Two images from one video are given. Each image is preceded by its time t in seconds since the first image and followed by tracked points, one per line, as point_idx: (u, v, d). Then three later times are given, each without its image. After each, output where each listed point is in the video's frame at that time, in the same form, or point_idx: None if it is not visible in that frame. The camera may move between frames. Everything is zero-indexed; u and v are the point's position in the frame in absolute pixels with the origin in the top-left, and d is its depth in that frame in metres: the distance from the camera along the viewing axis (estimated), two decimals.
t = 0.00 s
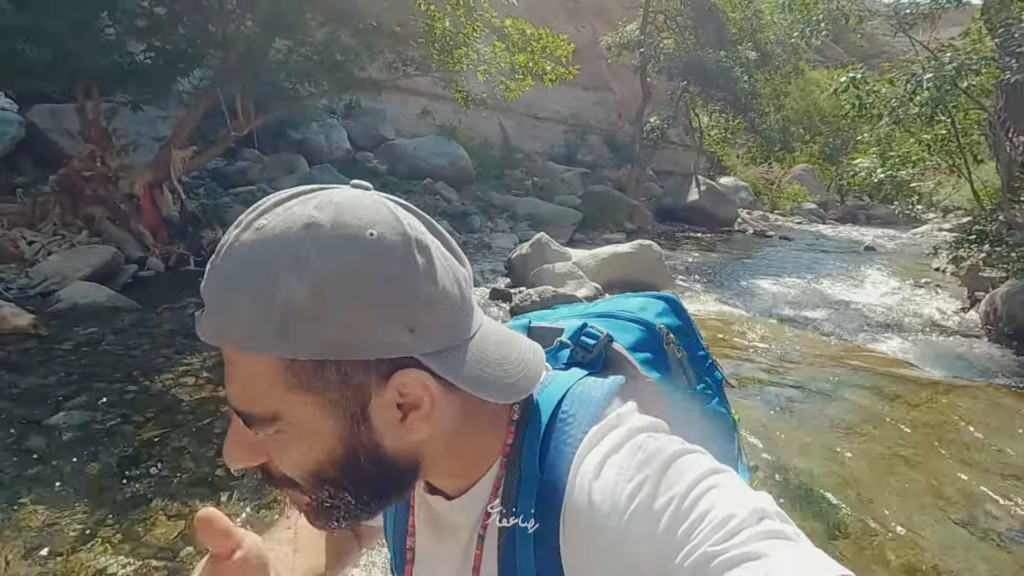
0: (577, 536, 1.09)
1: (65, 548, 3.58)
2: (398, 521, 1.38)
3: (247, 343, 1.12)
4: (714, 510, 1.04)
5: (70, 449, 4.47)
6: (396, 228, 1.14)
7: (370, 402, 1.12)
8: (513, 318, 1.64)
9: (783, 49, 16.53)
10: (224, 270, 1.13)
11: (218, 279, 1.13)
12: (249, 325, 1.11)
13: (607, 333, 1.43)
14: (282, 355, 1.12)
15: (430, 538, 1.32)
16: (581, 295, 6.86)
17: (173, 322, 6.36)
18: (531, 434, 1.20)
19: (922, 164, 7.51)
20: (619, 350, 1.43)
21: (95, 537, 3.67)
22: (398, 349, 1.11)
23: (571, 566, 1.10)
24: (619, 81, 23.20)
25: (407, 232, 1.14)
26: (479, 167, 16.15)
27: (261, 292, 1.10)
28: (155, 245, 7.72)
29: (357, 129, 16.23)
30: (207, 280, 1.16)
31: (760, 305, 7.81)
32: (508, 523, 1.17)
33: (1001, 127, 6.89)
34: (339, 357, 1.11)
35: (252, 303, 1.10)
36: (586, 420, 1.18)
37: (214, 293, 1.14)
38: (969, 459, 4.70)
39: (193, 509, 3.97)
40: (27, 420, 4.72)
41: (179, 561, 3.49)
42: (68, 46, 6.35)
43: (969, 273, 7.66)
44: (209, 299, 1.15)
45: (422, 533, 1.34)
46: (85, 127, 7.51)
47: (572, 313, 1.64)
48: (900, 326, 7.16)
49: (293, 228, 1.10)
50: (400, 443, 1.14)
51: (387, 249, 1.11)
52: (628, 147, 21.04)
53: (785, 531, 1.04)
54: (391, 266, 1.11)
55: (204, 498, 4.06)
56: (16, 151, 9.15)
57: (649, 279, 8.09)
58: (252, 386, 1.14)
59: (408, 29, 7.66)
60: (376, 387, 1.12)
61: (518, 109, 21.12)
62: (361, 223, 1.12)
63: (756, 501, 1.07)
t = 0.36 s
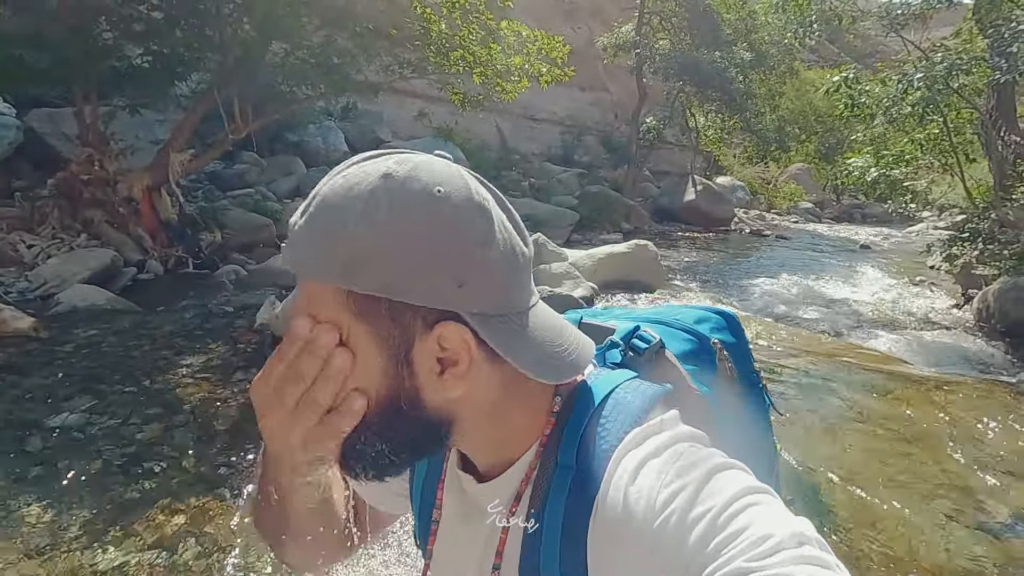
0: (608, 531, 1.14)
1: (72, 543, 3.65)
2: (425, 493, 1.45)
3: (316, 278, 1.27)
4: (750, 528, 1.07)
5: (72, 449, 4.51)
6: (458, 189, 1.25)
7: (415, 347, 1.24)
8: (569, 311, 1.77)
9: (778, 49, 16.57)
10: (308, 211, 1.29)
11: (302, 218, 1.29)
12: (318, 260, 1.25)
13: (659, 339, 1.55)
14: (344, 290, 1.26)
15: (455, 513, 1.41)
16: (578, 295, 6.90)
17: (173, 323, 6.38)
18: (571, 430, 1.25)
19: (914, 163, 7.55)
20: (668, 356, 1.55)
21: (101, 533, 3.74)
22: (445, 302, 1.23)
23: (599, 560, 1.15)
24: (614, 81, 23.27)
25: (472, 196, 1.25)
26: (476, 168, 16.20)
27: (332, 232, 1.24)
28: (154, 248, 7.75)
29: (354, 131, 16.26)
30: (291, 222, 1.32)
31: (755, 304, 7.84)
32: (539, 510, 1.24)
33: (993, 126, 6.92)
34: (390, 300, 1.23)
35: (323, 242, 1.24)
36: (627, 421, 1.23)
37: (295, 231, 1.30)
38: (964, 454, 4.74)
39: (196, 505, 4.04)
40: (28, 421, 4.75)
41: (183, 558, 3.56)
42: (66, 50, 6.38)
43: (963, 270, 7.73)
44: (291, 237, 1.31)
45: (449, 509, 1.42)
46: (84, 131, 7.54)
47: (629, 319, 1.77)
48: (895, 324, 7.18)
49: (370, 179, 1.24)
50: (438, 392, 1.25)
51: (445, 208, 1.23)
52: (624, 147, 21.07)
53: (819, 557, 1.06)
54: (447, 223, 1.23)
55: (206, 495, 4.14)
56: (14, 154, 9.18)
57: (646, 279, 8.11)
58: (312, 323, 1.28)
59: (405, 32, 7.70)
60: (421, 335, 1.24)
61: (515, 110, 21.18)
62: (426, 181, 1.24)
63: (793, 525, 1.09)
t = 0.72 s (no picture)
0: (617, 537, 1.15)
1: (73, 548, 3.66)
2: (428, 496, 1.50)
3: (422, 250, 1.21)
4: (755, 541, 1.07)
5: (72, 455, 4.51)
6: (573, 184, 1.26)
7: (518, 331, 1.23)
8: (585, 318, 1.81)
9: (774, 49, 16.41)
10: (421, 176, 1.21)
11: (412, 181, 1.22)
12: (432, 234, 1.19)
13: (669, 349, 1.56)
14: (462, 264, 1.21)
15: (457, 513, 1.44)
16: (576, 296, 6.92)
17: (171, 328, 6.38)
18: (583, 435, 1.28)
19: (910, 163, 7.59)
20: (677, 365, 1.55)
21: (102, 537, 3.76)
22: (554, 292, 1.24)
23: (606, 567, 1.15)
24: (610, 81, 23.36)
25: (585, 194, 1.28)
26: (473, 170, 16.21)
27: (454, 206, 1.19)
28: (151, 252, 7.73)
29: (350, 133, 16.29)
30: (394, 182, 1.23)
31: (752, 304, 7.86)
32: (547, 516, 1.25)
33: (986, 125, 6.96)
34: (502, 287, 1.21)
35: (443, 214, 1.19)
36: (640, 429, 1.25)
37: (403, 194, 1.21)
38: (960, 454, 4.76)
39: (196, 509, 4.06)
40: (28, 427, 4.75)
41: (183, 564, 3.57)
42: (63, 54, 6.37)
43: (958, 270, 7.77)
44: (394, 197, 1.22)
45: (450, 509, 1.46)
46: (80, 135, 7.53)
47: (639, 331, 1.78)
48: (891, 323, 7.21)
49: (500, 159, 1.20)
50: (525, 377, 1.26)
51: (565, 203, 1.23)
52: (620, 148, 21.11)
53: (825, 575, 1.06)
54: (565, 217, 1.23)
55: (206, 500, 4.16)
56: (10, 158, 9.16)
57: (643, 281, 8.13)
58: (407, 295, 1.21)
59: (402, 35, 7.72)
60: (525, 322, 1.24)
61: (511, 112, 21.21)
62: (551, 170, 1.23)
63: (801, 542, 1.09)
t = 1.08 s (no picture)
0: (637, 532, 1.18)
1: (68, 550, 3.66)
2: (428, 490, 1.59)
3: (460, 237, 1.23)
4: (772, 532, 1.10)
5: (68, 457, 4.50)
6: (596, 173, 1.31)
7: (556, 314, 1.24)
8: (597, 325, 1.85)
9: (769, 49, 16.48)
10: (456, 166, 1.25)
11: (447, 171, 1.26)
12: (472, 221, 1.22)
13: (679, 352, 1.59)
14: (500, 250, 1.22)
15: (457, 509, 1.50)
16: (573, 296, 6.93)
17: (167, 329, 6.36)
18: (602, 438, 1.31)
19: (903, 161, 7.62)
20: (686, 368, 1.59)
21: (99, 539, 3.76)
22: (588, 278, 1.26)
23: (627, 563, 1.17)
24: (606, 80, 23.39)
25: (607, 183, 1.33)
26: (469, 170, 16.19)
27: (491, 191, 1.22)
28: (146, 253, 7.71)
29: (345, 133, 16.25)
30: (428, 173, 1.27)
31: (748, 302, 7.87)
32: (566, 517, 1.27)
33: (979, 122, 6.97)
34: (539, 271, 1.23)
35: (482, 199, 1.21)
36: (661, 432, 1.30)
37: (438, 185, 1.25)
38: (955, 450, 4.78)
39: (192, 510, 4.06)
40: (23, 429, 4.73)
41: (177, 566, 3.57)
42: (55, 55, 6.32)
43: (951, 268, 7.69)
44: (429, 188, 1.25)
45: (448, 503, 1.54)
46: (74, 136, 7.50)
47: (648, 336, 1.82)
48: (887, 321, 7.23)
49: (529, 146, 1.25)
50: (563, 364, 1.26)
51: (592, 188, 1.28)
52: (616, 147, 21.11)
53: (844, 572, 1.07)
54: (593, 203, 1.27)
55: (203, 501, 4.15)
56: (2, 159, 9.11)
57: (640, 280, 8.14)
58: (447, 283, 1.23)
59: (397, 35, 7.71)
60: (562, 305, 1.25)
61: (506, 111, 21.19)
62: (576, 159, 1.28)
63: (819, 539, 1.11)
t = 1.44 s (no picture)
0: (653, 512, 1.23)
1: (75, 548, 3.70)
2: (446, 476, 1.63)
3: (526, 214, 1.32)
4: (771, 508, 1.19)
5: (74, 454, 4.54)
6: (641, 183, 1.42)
7: (602, 298, 1.34)
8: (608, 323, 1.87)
9: (768, 45, 16.52)
10: (527, 150, 1.33)
11: (519, 151, 1.33)
12: (539, 203, 1.30)
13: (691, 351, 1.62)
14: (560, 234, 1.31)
15: (478, 494, 1.54)
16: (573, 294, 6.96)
17: (170, 327, 6.39)
18: (617, 428, 1.38)
19: (903, 158, 7.62)
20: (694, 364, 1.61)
21: (106, 537, 3.81)
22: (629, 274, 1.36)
23: (644, 543, 1.22)
24: (606, 78, 23.39)
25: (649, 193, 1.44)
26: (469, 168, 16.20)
27: (559, 179, 1.30)
28: (148, 251, 7.74)
29: (346, 131, 16.25)
30: (501, 151, 1.34)
31: (748, 299, 7.89)
32: (586, 502, 1.32)
33: (978, 120, 6.97)
34: (593, 255, 1.32)
35: (551, 184, 1.30)
36: (677, 420, 1.36)
37: (512, 164, 1.32)
38: (952, 447, 4.83)
39: (197, 507, 4.12)
40: (29, 427, 4.77)
41: (183, 565, 3.62)
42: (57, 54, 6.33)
43: (949, 265, 7.71)
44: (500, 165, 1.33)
45: (468, 487, 1.58)
46: (75, 134, 7.51)
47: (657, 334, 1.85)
48: (885, 317, 7.25)
49: (594, 145, 1.35)
50: (601, 345, 1.36)
51: (639, 195, 1.38)
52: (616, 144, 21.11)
53: (836, 543, 1.16)
54: (640, 207, 1.37)
55: (208, 498, 4.21)
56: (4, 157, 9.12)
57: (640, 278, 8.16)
58: (510, 256, 1.31)
59: (397, 33, 7.70)
60: (608, 291, 1.35)
61: (506, 109, 21.18)
62: (628, 166, 1.39)
63: (813, 515, 1.20)
